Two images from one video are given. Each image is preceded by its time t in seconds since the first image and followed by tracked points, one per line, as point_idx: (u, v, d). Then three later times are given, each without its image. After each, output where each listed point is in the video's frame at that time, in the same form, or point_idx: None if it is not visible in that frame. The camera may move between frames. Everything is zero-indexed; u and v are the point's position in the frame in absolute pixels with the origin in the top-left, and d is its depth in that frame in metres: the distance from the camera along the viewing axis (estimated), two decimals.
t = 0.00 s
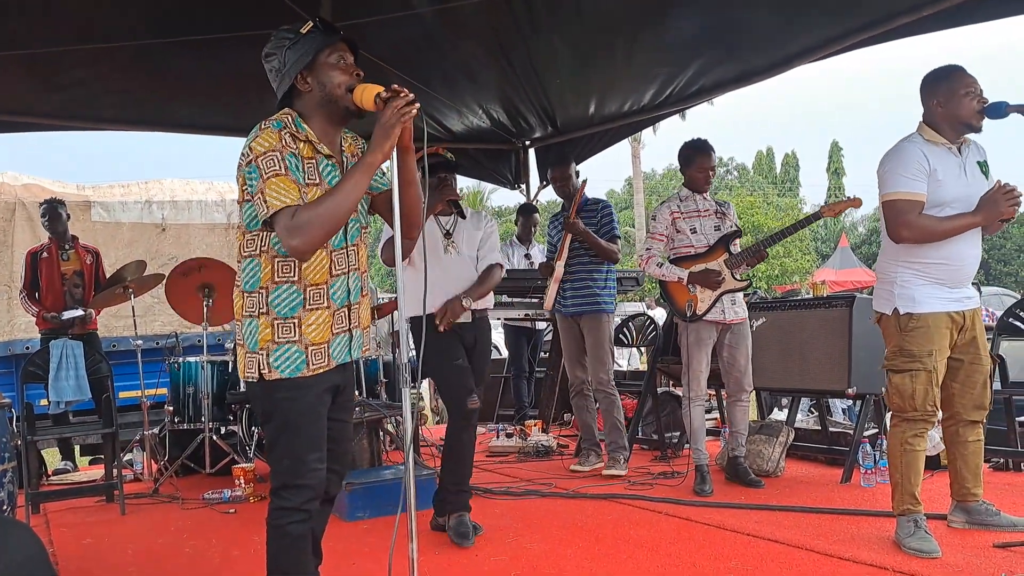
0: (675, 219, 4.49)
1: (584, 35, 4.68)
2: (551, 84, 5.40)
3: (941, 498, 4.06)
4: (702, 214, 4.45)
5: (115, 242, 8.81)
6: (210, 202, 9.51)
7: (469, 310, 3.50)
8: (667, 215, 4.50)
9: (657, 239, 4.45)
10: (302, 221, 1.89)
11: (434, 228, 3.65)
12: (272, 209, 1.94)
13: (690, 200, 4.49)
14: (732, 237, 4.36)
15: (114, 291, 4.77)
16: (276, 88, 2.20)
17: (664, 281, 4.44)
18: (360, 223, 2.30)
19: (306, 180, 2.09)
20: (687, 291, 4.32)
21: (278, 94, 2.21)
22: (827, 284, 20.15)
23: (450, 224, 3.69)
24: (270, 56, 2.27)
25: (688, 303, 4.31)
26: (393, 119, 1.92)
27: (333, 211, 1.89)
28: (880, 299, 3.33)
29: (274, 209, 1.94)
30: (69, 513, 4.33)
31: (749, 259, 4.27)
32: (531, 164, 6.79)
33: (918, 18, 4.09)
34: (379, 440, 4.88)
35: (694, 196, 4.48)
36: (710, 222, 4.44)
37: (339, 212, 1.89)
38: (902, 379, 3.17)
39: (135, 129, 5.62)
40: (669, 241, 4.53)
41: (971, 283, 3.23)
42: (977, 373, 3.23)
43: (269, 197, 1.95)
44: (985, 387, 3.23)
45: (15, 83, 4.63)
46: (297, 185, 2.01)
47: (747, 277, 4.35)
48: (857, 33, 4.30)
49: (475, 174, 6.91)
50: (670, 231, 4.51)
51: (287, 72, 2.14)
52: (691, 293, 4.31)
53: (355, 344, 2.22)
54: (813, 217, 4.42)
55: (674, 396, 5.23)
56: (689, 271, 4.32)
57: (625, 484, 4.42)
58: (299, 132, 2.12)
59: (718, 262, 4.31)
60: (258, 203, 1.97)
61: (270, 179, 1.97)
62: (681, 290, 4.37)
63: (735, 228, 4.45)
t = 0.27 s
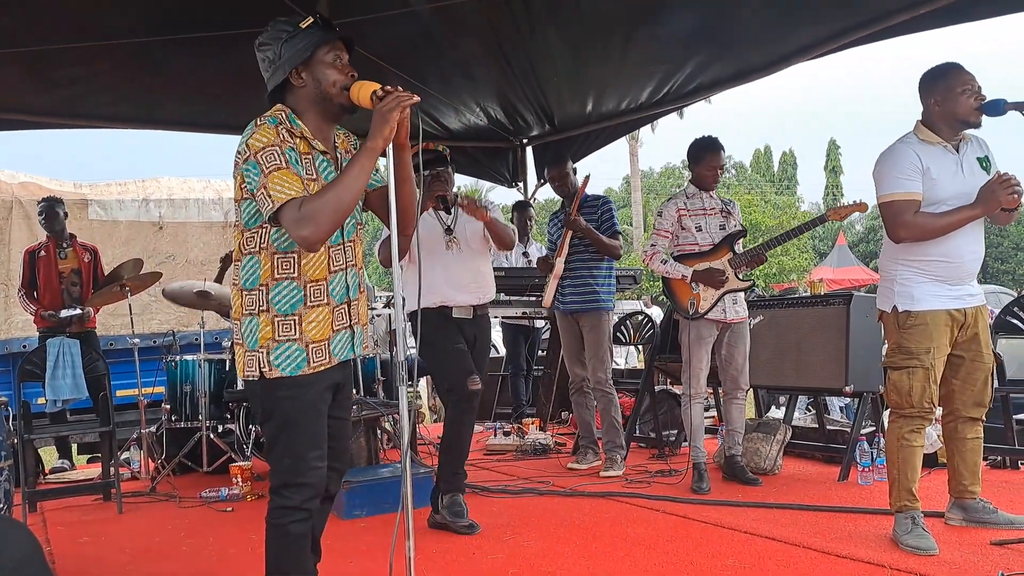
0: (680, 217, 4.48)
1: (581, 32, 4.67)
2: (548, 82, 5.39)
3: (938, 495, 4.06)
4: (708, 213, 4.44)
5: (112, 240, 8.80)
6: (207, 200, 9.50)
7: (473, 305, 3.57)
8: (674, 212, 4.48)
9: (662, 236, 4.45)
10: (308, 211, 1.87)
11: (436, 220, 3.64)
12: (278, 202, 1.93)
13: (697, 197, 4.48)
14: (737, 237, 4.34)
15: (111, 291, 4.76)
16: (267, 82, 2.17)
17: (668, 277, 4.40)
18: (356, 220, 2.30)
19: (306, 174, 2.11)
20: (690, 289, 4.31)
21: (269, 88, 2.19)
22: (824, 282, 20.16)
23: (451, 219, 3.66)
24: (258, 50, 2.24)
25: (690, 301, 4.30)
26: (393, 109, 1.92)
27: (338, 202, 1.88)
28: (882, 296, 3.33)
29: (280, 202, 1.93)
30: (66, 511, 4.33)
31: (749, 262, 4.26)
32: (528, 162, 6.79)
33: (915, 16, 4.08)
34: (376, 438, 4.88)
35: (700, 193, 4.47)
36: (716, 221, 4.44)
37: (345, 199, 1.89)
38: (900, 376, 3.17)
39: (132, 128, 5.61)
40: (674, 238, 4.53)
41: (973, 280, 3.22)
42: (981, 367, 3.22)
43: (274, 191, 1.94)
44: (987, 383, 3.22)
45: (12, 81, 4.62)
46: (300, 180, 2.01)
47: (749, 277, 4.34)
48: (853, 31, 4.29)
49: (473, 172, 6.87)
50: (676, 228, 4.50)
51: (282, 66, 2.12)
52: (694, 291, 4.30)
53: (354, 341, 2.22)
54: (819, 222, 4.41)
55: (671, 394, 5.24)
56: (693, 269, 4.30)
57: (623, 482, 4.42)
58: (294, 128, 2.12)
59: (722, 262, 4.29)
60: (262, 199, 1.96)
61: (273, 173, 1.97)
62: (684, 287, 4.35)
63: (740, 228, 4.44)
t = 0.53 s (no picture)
0: (685, 216, 4.46)
1: (579, 31, 4.67)
2: (546, 81, 5.39)
3: (935, 494, 4.07)
4: (713, 212, 4.44)
5: (110, 239, 8.79)
6: (205, 199, 9.50)
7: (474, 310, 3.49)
8: (678, 210, 4.47)
9: (666, 234, 4.45)
10: (314, 211, 1.87)
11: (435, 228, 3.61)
12: (284, 203, 1.92)
13: (703, 197, 4.46)
14: (740, 238, 4.33)
15: (108, 290, 4.76)
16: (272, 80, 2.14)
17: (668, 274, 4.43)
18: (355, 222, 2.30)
19: (307, 174, 2.12)
20: (690, 288, 4.33)
21: (274, 86, 2.15)
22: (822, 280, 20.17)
23: (451, 224, 3.66)
24: (259, 48, 2.20)
25: (690, 300, 4.32)
26: (392, 107, 1.93)
27: (344, 201, 1.88)
28: (873, 295, 3.33)
29: (286, 203, 1.92)
30: (63, 510, 4.32)
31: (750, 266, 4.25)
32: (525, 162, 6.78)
33: (913, 15, 4.09)
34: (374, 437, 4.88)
35: (707, 193, 4.45)
36: (720, 221, 4.44)
37: (350, 197, 1.89)
38: (897, 377, 3.17)
39: (129, 126, 5.60)
40: (677, 236, 4.51)
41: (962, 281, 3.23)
42: (971, 368, 3.22)
43: (280, 192, 1.93)
44: (977, 383, 3.22)
45: (9, 80, 4.61)
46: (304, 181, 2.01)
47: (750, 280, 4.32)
48: (849, 31, 4.30)
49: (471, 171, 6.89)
50: (680, 227, 4.48)
51: (292, 64, 2.11)
52: (694, 290, 4.31)
53: (350, 342, 2.21)
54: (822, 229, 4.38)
55: (668, 393, 5.25)
56: (694, 270, 4.32)
57: (620, 480, 4.42)
58: (296, 130, 2.12)
59: (723, 264, 4.27)
60: (267, 199, 1.94)
61: (278, 173, 1.96)
62: (684, 287, 4.37)
63: (744, 230, 4.44)
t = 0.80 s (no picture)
0: (687, 214, 4.46)
1: (577, 30, 4.68)
2: (544, 79, 5.38)
3: (933, 492, 4.07)
4: (714, 211, 4.44)
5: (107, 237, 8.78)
6: (202, 197, 9.49)
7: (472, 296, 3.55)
8: (680, 209, 4.46)
9: (668, 232, 4.45)
10: (315, 212, 1.87)
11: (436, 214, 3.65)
12: (286, 205, 1.92)
13: (705, 196, 4.45)
14: (741, 238, 4.35)
15: (105, 287, 4.75)
16: (274, 76, 2.12)
17: (670, 272, 4.43)
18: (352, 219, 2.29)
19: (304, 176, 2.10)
20: (691, 286, 4.32)
21: (274, 82, 2.13)
22: (819, 279, 20.19)
23: (449, 211, 3.66)
24: (257, 42, 2.17)
25: (690, 298, 4.32)
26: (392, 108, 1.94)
27: (345, 201, 1.88)
28: (873, 292, 3.32)
29: (287, 205, 1.92)
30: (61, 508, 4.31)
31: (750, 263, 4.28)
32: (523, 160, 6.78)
33: (910, 14, 4.09)
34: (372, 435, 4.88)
35: (710, 192, 4.44)
36: (721, 220, 4.44)
37: (352, 197, 1.89)
38: (897, 376, 3.16)
39: (126, 125, 5.58)
40: (679, 234, 4.52)
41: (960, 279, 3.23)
42: (967, 367, 3.24)
43: (280, 194, 1.93)
44: (974, 381, 3.24)
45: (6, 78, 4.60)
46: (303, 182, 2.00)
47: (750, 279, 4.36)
48: (846, 30, 4.31)
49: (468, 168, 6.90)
50: (682, 225, 4.49)
51: (297, 61, 2.11)
52: (694, 288, 4.32)
53: (347, 340, 2.21)
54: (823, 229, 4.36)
55: (665, 391, 5.27)
56: (695, 268, 4.33)
57: (618, 479, 4.42)
58: (292, 130, 2.10)
59: (724, 264, 4.29)
60: (268, 202, 1.93)
61: (277, 175, 1.95)
62: (685, 285, 4.38)
63: (746, 229, 4.45)
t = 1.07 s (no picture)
0: (687, 211, 4.45)
1: (574, 27, 4.66)
2: (541, 76, 5.37)
3: (930, 490, 4.07)
4: (715, 209, 4.42)
5: (104, 234, 8.77)
6: (199, 194, 9.48)
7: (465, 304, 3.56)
8: (681, 206, 4.46)
9: (668, 229, 4.46)
10: (307, 227, 1.88)
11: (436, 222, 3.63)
12: (274, 214, 1.93)
13: (706, 193, 4.45)
14: (743, 233, 4.34)
15: (104, 286, 4.77)
16: (269, 71, 2.10)
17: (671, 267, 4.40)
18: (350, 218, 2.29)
19: (297, 178, 2.08)
20: (692, 283, 4.30)
21: (270, 77, 2.11)
22: (817, 276, 20.20)
23: (447, 220, 3.65)
24: (253, 36, 2.13)
25: (691, 295, 4.29)
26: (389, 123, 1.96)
27: (337, 216, 1.89)
28: (879, 292, 3.32)
29: (276, 215, 1.93)
30: (57, 506, 4.31)
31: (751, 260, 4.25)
32: (521, 157, 6.77)
33: (908, 11, 4.08)
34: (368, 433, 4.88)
35: (711, 189, 4.45)
36: (722, 217, 4.43)
37: (345, 212, 1.90)
38: (896, 372, 3.17)
39: (123, 122, 5.57)
40: (680, 232, 4.52)
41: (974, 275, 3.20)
42: (981, 364, 3.21)
43: (269, 202, 1.94)
44: (988, 378, 3.22)
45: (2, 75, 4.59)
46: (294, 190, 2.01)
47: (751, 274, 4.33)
48: (844, 27, 4.30)
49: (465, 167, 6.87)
50: (683, 222, 4.48)
51: (293, 59, 2.10)
52: (695, 286, 4.29)
53: (345, 338, 2.21)
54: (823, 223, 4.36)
55: (662, 389, 5.27)
56: (695, 263, 4.32)
57: (615, 476, 4.42)
58: (285, 130, 2.09)
59: (724, 259, 4.28)
60: (257, 209, 1.95)
61: (269, 184, 1.96)
62: (685, 281, 4.35)
63: (747, 226, 4.42)
